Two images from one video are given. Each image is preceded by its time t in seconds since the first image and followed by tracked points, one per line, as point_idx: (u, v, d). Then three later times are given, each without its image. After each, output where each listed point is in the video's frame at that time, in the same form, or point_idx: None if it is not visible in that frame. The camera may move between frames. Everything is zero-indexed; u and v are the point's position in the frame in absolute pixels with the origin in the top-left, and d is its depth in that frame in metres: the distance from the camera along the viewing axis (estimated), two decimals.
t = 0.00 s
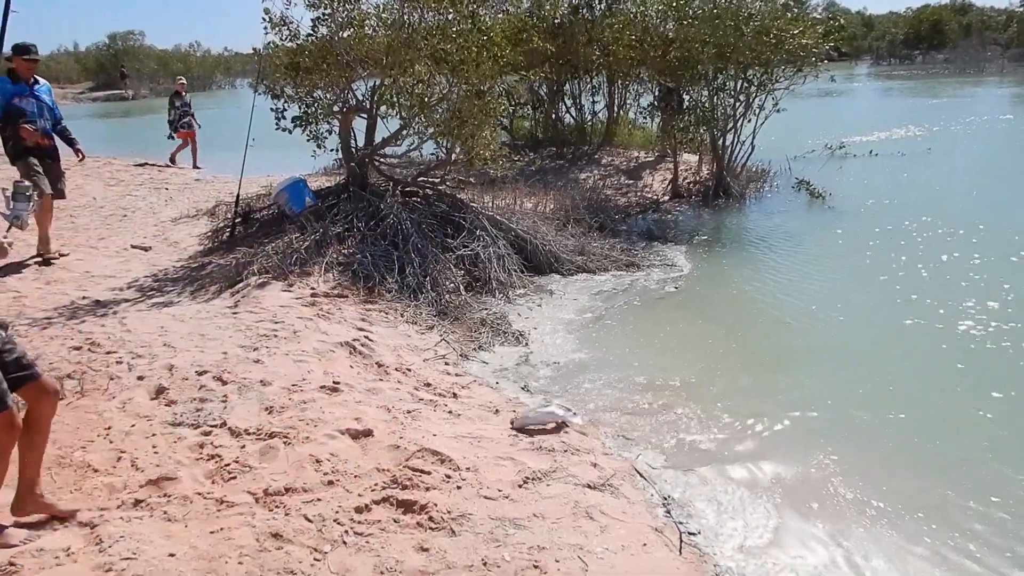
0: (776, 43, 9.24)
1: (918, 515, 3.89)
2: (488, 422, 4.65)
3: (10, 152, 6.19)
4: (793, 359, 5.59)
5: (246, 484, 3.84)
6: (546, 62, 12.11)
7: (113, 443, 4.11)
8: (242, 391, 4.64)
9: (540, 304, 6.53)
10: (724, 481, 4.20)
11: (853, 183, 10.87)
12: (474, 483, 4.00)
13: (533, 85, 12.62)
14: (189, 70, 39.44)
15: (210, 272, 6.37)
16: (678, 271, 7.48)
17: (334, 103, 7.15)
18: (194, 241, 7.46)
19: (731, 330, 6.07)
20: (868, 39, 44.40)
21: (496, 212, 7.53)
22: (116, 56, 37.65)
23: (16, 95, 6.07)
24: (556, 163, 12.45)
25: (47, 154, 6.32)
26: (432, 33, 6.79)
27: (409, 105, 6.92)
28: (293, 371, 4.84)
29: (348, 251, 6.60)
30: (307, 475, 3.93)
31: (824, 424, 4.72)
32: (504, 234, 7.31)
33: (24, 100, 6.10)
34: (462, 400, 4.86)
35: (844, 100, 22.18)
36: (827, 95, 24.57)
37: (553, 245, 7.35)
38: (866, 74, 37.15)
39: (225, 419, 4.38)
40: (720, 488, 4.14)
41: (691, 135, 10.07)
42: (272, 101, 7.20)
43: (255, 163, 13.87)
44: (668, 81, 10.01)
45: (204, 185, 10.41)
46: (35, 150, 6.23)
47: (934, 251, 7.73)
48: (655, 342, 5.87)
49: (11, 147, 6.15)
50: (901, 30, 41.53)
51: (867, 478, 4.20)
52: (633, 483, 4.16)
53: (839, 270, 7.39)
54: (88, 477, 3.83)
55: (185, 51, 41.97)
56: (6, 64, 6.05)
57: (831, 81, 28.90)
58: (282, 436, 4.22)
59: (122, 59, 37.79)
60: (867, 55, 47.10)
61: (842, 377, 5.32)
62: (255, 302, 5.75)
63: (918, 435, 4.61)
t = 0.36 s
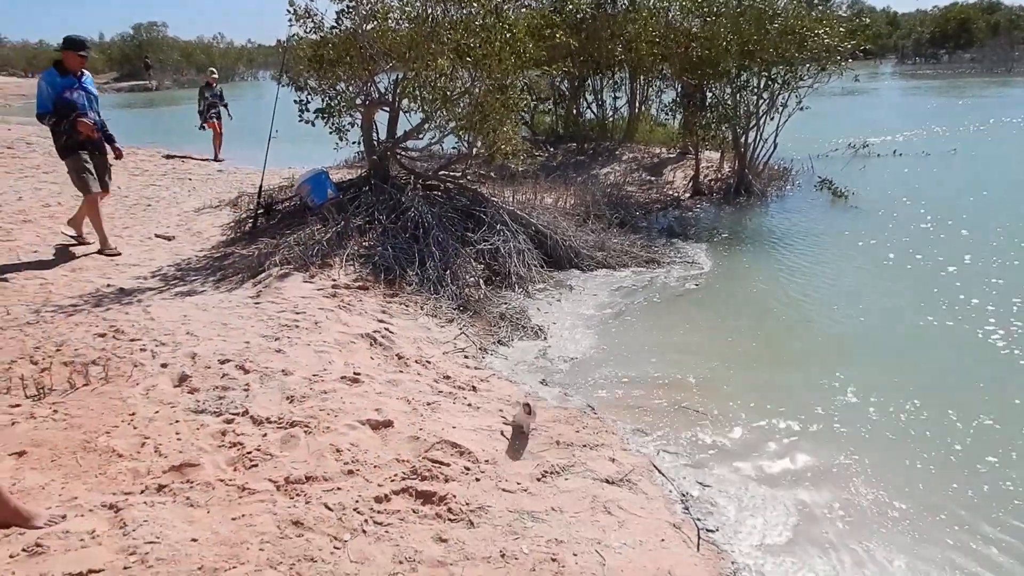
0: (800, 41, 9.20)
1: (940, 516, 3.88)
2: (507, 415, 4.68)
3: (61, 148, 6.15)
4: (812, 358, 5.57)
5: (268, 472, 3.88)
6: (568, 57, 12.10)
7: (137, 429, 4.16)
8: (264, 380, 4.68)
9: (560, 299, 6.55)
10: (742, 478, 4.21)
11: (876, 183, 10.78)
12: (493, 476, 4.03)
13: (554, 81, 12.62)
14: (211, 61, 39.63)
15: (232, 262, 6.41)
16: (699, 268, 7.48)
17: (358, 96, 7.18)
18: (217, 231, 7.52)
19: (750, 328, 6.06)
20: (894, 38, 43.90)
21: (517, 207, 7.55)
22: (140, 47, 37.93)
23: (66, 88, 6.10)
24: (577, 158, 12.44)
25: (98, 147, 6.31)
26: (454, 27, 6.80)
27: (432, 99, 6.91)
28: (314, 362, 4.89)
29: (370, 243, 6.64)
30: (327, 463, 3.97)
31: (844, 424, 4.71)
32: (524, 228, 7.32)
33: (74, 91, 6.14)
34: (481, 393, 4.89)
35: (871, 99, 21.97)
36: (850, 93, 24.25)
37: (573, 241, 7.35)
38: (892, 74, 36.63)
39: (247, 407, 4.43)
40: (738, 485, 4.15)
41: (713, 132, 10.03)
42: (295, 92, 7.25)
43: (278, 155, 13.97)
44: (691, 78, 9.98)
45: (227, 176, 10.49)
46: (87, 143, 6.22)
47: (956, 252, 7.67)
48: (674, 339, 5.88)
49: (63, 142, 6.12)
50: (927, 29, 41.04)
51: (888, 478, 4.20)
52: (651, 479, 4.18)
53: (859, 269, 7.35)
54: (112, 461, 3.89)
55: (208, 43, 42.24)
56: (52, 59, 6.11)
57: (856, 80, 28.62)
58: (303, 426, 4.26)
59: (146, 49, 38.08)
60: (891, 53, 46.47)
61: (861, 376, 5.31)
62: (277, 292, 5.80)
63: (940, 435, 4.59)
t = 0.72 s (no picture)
0: (854, 34, 9.01)
1: (994, 523, 3.81)
2: (551, 405, 4.70)
3: (134, 134, 6.29)
4: (860, 357, 5.49)
5: (315, 453, 3.96)
6: (616, 49, 12.13)
7: (188, 408, 4.28)
8: (311, 363, 4.77)
9: (604, 291, 6.54)
10: (788, 476, 4.18)
11: (928, 181, 10.55)
12: (536, 464, 4.06)
13: (602, 72, 12.62)
14: (259, 48, 40.20)
15: (280, 246, 6.52)
16: (744, 263, 7.42)
17: (404, 85, 7.27)
18: (266, 216, 7.65)
19: (796, 325, 5.99)
20: (948, 34, 42.71)
21: (562, 198, 7.56)
22: (190, 35, 38.69)
23: (142, 75, 6.23)
24: (623, 150, 12.41)
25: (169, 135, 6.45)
26: (503, 17, 6.80)
27: (479, 88, 7.03)
28: (360, 346, 4.96)
29: (415, 232, 6.71)
30: (373, 447, 4.04)
31: (894, 425, 4.64)
32: (569, 219, 7.32)
33: (150, 78, 6.27)
34: (525, 381, 4.92)
35: (928, 96, 21.45)
36: (901, 89, 23.74)
37: (617, 233, 7.33)
38: (947, 69, 35.66)
39: (295, 389, 4.51)
40: (783, 482, 4.13)
41: (761, 126, 9.91)
42: (344, 80, 7.40)
43: (327, 142, 14.19)
44: (740, 71, 9.90)
45: (275, 162, 10.66)
46: (160, 130, 6.37)
47: (1011, 254, 7.47)
48: (718, 333, 5.84)
49: (138, 128, 6.26)
50: (984, 23, 39.84)
51: (940, 481, 4.13)
52: (695, 472, 4.17)
53: (908, 268, 7.20)
54: (164, 438, 4.00)
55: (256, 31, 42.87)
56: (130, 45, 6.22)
57: (911, 75, 27.94)
58: (350, 409, 4.34)
59: (195, 37, 38.83)
60: (944, 48, 45.25)
61: (911, 377, 5.22)
62: (324, 278, 5.89)
63: (994, 440, 4.50)
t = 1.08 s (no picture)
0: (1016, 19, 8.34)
1: None
2: (665, 396, 4.63)
3: (298, 111, 6.61)
4: (1004, 368, 5.10)
5: (429, 426, 4.07)
6: (749, 32, 11.75)
7: (312, 372, 4.48)
8: (428, 337, 4.89)
9: (725, 283, 6.38)
10: (918, 489, 3.96)
11: None
12: (648, 454, 4.01)
13: (733, 57, 12.26)
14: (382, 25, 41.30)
15: (401, 222, 6.69)
16: (877, 260, 7.04)
17: (529, 67, 7.34)
18: (389, 192, 7.91)
19: (930, 330, 5.62)
20: None
21: (684, 185, 7.40)
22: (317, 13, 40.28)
23: (309, 54, 6.53)
24: (751, 138, 12.04)
25: (329, 115, 6.70)
26: None
27: (604, 71, 6.96)
28: (476, 324, 5.05)
29: (533, 214, 6.74)
30: (486, 424, 4.11)
31: None
32: (690, 207, 7.16)
33: (316, 58, 6.54)
34: (639, 370, 4.87)
35: None
36: None
37: (741, 223, 7.11)
38: None
39: (411, 362, 4.65)
40: (911, 495, 3.91)
41: (903, 116, 9.41)
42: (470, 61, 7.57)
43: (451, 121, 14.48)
44: (882, 57, 9.40)
45: (398, 139, 10.98)
46: (321, 110, 6.62)
47: None
48: (844, 333, 5.57)
49: (301, 106, 6.57)
50: None
51: None
52: (815, 476, 4.01)
53: None
54: (289, 400, 4.21)
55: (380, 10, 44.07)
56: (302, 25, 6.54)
57: None
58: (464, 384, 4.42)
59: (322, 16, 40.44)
60: None
61: None
62: (442, 255, 6.03)
63: None
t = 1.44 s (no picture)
0: None
1: None
2: (831, 406, 4.43)
3: (491, 99, 6.74)
4: None
5: (583, 417, 4.06)
6: (941, 27, 11.02)
7: (470, 355, 4.57)
8: (585, 329, 4.89)
9: (901, 291, 6.11)
10: None
11: None
12: (808, 464, 3.85)
13: (922, 52, 11.54)
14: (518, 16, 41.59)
15: (562, 214, 6.76)
16: None
17: (701, 60, 7.41)
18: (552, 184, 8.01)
19: None
20: None
21: (861, 186, 7.11)
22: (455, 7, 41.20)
23: (510, 44, 6.67)
24: (936, 140, 11.32)
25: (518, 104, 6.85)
26: None
27: (780, 66, 6.81)
28: (634, 318, 5.01)
29: (697, 209, 6.63)
30: (640, 419, 4.05)
31: None
32: (867, 210, 6.88)
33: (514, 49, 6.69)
34: (802, 376, 4.70)
35: None
36: None
37: (922, 229, 6.81)
38: None
39: (568, 352, 4.65)
40: None
41: None
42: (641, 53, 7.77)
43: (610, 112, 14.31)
44: None
45: (563, 130, 11.10)
46: (513, 99, 6.82)
47: None
48: None
49: (496, 94, 6.70)
50: None
51: None
52: (992, 503, 3.75)
53: None
54: (447, 380, 4.31)
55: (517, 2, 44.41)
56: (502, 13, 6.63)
57: None
58: (617, 377, 4.39)
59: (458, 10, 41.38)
60: None
61: None
62: (602, 248, 6.03)
63: None
